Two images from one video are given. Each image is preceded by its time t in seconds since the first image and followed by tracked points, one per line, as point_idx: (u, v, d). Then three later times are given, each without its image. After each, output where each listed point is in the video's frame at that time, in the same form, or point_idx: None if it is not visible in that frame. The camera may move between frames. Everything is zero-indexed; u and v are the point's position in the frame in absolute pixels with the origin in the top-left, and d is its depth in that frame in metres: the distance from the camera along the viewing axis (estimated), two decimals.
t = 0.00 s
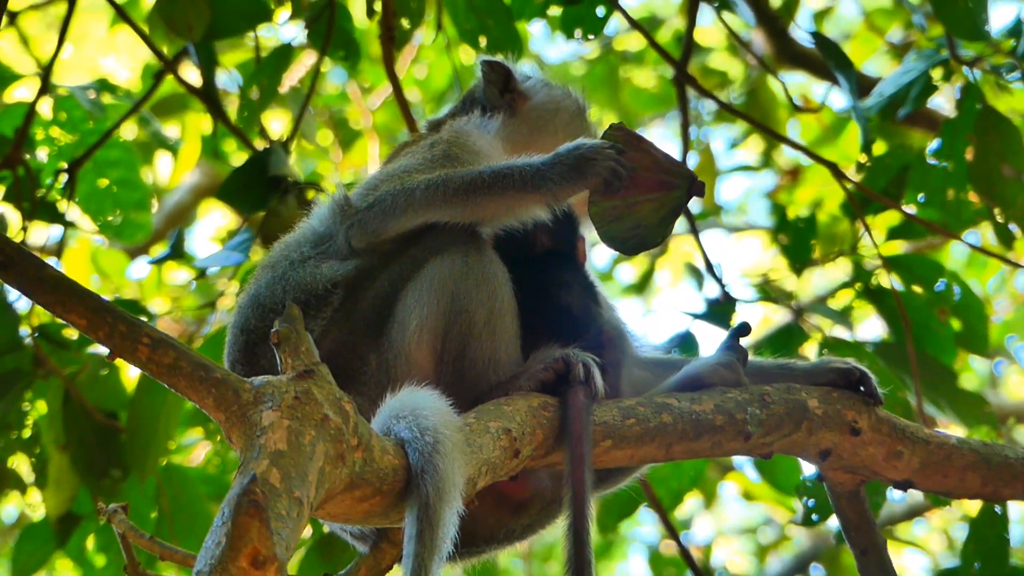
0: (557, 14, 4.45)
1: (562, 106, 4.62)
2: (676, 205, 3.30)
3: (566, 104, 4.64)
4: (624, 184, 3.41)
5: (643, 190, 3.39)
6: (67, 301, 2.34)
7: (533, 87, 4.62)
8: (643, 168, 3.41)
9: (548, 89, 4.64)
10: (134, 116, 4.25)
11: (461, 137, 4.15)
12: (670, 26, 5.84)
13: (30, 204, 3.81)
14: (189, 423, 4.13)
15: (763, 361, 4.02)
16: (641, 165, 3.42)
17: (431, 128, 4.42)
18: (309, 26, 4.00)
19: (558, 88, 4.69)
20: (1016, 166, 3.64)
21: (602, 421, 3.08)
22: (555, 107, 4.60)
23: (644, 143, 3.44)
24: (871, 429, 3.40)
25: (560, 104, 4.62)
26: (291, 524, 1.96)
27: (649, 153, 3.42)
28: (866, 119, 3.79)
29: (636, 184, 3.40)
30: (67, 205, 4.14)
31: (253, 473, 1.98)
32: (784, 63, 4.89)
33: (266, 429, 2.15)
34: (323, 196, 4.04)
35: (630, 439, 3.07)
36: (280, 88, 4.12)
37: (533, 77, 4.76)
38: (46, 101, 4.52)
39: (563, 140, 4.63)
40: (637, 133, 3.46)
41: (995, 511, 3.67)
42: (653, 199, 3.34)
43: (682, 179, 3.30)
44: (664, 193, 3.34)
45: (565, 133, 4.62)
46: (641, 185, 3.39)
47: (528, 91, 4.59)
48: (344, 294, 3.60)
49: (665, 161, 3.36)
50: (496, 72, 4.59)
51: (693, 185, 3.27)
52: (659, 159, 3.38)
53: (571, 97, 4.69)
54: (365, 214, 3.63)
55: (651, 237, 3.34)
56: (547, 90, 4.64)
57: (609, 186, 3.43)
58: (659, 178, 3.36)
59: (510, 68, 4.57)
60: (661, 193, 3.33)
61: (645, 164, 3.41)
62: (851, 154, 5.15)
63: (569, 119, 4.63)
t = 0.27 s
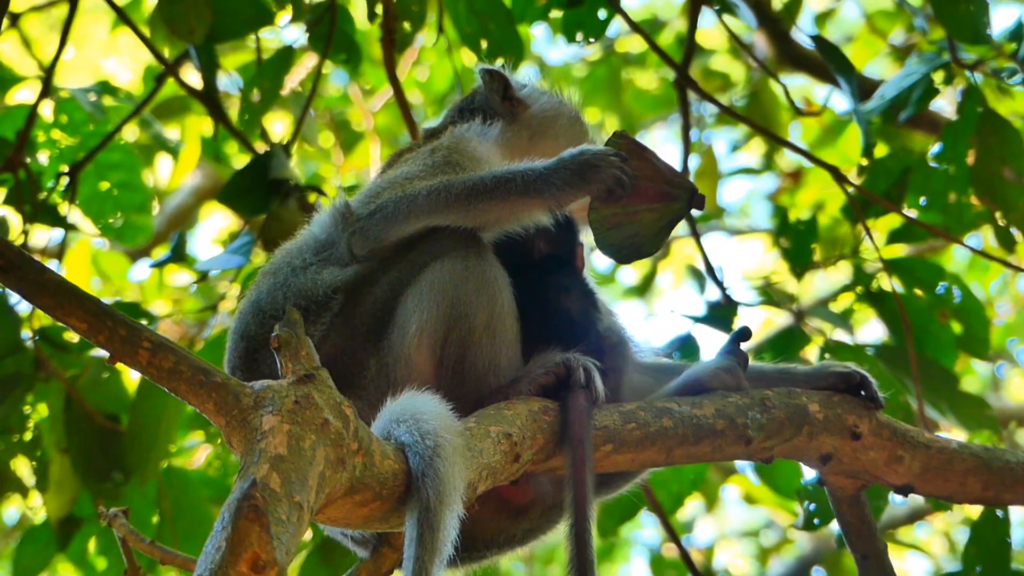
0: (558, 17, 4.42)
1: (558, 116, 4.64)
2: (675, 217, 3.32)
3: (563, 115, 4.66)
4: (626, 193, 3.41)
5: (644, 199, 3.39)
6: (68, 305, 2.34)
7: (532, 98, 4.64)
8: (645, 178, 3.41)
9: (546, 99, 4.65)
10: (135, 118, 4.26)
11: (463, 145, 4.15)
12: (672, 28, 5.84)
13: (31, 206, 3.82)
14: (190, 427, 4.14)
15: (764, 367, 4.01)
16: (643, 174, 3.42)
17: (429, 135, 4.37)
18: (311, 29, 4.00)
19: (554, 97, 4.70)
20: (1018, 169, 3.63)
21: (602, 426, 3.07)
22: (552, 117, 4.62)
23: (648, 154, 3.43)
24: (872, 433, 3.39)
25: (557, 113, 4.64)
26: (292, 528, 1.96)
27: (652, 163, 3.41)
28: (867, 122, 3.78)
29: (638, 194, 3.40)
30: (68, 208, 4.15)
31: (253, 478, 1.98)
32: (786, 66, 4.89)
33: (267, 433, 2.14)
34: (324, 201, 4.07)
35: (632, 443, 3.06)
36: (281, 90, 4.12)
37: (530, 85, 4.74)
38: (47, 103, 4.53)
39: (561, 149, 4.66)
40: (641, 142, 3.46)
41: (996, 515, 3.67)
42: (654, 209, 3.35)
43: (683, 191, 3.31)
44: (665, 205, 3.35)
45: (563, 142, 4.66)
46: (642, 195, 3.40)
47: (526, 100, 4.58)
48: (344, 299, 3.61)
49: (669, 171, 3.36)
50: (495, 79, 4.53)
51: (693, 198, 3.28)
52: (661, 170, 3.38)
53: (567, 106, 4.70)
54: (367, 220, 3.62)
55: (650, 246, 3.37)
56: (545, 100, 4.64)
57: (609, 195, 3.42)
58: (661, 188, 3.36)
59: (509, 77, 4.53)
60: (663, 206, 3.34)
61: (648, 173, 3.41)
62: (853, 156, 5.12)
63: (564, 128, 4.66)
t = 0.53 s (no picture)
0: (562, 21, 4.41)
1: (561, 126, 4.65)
2: (674, 230, 3.33)
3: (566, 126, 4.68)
4: (626, 204, 3.40)
5: (644, 210, 3.39)
6: (72, 310, 2.35)
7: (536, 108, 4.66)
8: (647, 189, 3.41)
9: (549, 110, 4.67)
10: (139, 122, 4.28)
11: (464, 150, 4.14)
12: (676, 31, 5.84)
13: (35, 210, 3.83)
14: (193, 430, 4.15)
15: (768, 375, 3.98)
16: (644, 185, 3.42)
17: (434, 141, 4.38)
18: (314, 33, 4.01)
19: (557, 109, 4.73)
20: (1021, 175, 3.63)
21: (604, 431, 3.07)
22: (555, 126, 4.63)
23: (650, 166, 3.44)
24: (874, 439, 3.39)
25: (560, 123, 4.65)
26: (293, 534, 1.98)
27: (654, 175, 3.42)
28: (871, 128, 3.78)
29: (638, 206, 3.40)
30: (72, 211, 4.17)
31: (256, 483, 1.98)
32: (790, 70, 4.89)
33: (269, 439, 2.15)
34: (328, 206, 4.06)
35: (633, 449, 3.07)
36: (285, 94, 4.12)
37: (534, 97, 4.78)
38: (52, 106, 4.55)
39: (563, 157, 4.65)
40: (643, 152, 3.46)
41: (1000, 520, 3.63)
42: (652, 220, 3.35)
43: (683, 205, 3.32)
44: (665, 216, 3.34)
45: (567, 151, 4.66)
46: (643, 207, 3.39)
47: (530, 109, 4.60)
48: (347, 305, 3.61)
49: (671, 184, 3.36)
50: (500, 87, 4.56)
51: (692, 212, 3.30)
52: (664, 183, 3.38)
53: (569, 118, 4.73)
54: (369, 226, 3.62)
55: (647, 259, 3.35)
56: (548, 111, 4.66)
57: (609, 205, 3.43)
58: (661, 202, 3.36)
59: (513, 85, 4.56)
60: (663, 219, 3.34)
61: (650, 186, 3.41)
62: (857, 160, 5.01)
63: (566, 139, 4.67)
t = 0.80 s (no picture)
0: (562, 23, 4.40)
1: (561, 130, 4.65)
2: (671, 238, 3.30)
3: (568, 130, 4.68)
4: (629, 209, 3.41)
5: (643, 218, 3.37)
6: (70, 314, 2.35)
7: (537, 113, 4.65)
8: (649, 197, 3.39)
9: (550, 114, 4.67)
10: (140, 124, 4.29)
11: (462, 152, 4.15)
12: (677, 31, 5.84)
13: (36, 213, 3.84)
14: (194, 432, 4.16)
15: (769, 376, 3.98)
16: (647, 194, 3.41)
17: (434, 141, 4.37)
18: (315, 36, 4.01)
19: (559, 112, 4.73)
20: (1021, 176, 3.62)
21: (603, 433, 3.08)
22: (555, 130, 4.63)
23: (653, 175, 3.41)
24: (874, 441, 3.39)
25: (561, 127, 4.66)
26: (293, 536, 1.97)
27: (656, 183, 3.40)
28: (871, 129, 3.77)
29: (638, 213, 3.39)
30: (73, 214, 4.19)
31: (255, 487, 1.98)
32: (791, 71, 4.88)
33: (268, 442, 2.14)
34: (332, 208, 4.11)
35: (633, 452, 3.07)
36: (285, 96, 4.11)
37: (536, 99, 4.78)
38: (52, 108, 4.56)
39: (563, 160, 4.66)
40: (646, 160, 3.43)
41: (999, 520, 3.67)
42: (651, 228, 3.32)
43: (682, 214, 3.30)
44: (661, 225, 3.32)
45: (568, 156, 4.67)
46: (641, 215, 3.38)
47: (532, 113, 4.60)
48: (346, 306, 3.60)
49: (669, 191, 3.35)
50: (504, 89, 4.56)
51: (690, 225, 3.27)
52: (665, 192, 3.36)
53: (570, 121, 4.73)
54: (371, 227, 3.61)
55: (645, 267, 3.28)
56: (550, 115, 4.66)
57: (611, 209, 3.43)
58: (662, 210, 3.34)
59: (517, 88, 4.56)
60: (661, 227, 3.31)
61: (652, 194, 3.38)
62: (856, 160, 5.06)
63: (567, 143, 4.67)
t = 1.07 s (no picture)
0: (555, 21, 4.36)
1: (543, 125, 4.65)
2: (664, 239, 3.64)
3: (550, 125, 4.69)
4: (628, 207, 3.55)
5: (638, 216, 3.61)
6: (63, 318, 2.30)
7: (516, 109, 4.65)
8: (645, 197, 3.59)
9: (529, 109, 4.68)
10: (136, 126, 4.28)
11: (451, 155, 4.16)
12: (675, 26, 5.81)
13: (31, 215, 3.83)
14: (191, 433, 4.15)
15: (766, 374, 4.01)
16: (644, 194, 3.58)
17: (414, 145, 4.37)
18: (309, 36, 4.00)
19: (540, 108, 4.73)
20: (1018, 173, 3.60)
21: (599, 436, 3.08)
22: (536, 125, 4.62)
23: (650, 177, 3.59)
24: (869, 441, 3.39)
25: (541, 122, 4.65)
26: (287, 542, 1.96)
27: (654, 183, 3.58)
28: (868, 127, 3.75)
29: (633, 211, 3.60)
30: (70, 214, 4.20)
31: (249, 495, 1.97)
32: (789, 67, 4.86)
33: (262, 448, 2.12)
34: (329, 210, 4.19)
35: (628, 453, 3.07)
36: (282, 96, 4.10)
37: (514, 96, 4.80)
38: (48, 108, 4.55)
39: (548, 156, 4.65)
40: (644, 160, 3.59)
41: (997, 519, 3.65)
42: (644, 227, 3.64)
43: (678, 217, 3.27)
44: (654, 224, 3.62)
45: (551, 151, 4.67)
46: (636, 212, 3.60)
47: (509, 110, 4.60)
48: (341, 310, 3.59)
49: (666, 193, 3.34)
50: (478, 89, 4.58)
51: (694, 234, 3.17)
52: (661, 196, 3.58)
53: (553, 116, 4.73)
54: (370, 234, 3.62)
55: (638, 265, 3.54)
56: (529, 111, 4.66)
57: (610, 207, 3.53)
58: (657, 212, 3.60)
59: (491, 87, 4.58)
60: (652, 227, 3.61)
61: (648, 195, 3.58)
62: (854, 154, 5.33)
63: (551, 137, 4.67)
